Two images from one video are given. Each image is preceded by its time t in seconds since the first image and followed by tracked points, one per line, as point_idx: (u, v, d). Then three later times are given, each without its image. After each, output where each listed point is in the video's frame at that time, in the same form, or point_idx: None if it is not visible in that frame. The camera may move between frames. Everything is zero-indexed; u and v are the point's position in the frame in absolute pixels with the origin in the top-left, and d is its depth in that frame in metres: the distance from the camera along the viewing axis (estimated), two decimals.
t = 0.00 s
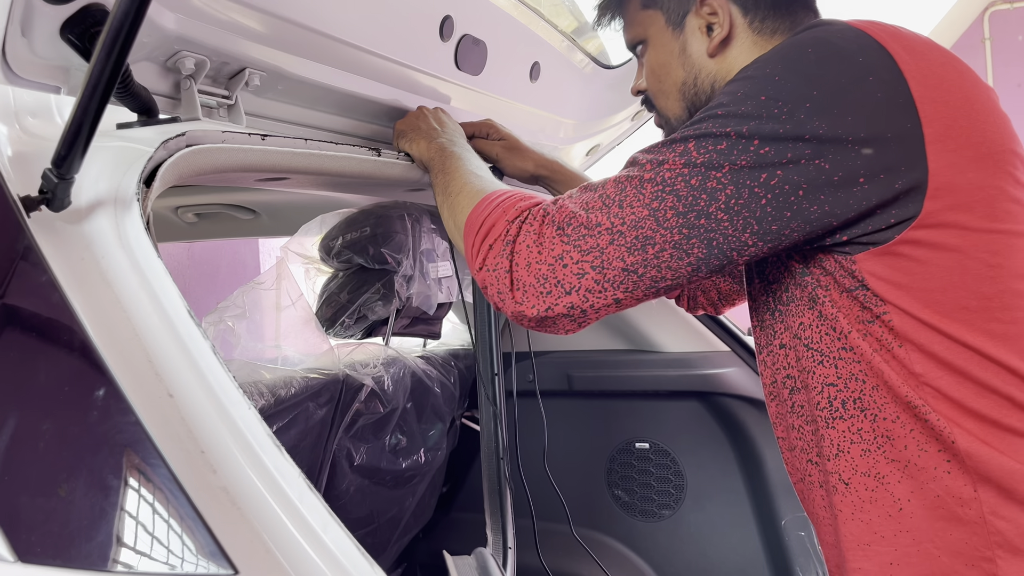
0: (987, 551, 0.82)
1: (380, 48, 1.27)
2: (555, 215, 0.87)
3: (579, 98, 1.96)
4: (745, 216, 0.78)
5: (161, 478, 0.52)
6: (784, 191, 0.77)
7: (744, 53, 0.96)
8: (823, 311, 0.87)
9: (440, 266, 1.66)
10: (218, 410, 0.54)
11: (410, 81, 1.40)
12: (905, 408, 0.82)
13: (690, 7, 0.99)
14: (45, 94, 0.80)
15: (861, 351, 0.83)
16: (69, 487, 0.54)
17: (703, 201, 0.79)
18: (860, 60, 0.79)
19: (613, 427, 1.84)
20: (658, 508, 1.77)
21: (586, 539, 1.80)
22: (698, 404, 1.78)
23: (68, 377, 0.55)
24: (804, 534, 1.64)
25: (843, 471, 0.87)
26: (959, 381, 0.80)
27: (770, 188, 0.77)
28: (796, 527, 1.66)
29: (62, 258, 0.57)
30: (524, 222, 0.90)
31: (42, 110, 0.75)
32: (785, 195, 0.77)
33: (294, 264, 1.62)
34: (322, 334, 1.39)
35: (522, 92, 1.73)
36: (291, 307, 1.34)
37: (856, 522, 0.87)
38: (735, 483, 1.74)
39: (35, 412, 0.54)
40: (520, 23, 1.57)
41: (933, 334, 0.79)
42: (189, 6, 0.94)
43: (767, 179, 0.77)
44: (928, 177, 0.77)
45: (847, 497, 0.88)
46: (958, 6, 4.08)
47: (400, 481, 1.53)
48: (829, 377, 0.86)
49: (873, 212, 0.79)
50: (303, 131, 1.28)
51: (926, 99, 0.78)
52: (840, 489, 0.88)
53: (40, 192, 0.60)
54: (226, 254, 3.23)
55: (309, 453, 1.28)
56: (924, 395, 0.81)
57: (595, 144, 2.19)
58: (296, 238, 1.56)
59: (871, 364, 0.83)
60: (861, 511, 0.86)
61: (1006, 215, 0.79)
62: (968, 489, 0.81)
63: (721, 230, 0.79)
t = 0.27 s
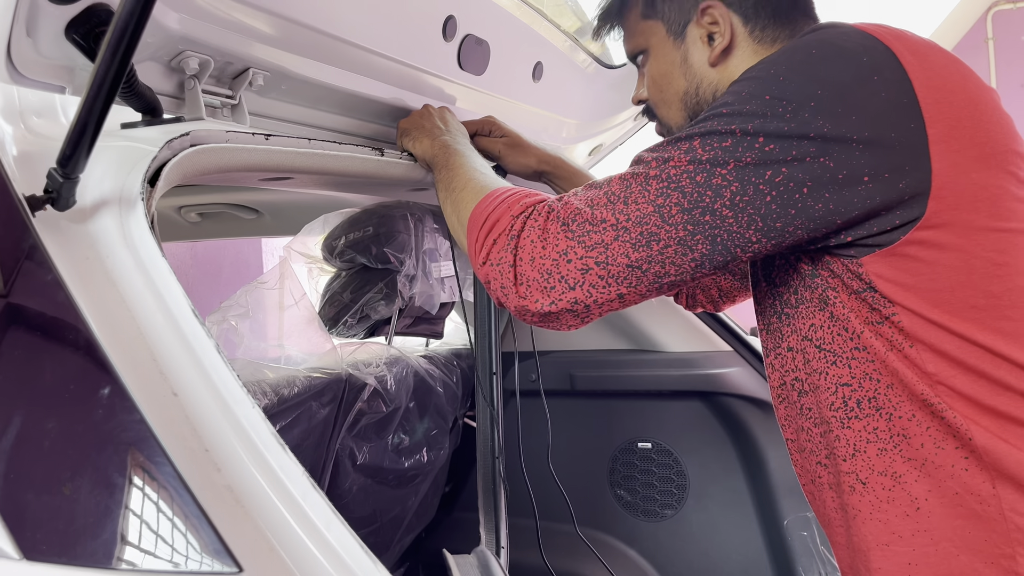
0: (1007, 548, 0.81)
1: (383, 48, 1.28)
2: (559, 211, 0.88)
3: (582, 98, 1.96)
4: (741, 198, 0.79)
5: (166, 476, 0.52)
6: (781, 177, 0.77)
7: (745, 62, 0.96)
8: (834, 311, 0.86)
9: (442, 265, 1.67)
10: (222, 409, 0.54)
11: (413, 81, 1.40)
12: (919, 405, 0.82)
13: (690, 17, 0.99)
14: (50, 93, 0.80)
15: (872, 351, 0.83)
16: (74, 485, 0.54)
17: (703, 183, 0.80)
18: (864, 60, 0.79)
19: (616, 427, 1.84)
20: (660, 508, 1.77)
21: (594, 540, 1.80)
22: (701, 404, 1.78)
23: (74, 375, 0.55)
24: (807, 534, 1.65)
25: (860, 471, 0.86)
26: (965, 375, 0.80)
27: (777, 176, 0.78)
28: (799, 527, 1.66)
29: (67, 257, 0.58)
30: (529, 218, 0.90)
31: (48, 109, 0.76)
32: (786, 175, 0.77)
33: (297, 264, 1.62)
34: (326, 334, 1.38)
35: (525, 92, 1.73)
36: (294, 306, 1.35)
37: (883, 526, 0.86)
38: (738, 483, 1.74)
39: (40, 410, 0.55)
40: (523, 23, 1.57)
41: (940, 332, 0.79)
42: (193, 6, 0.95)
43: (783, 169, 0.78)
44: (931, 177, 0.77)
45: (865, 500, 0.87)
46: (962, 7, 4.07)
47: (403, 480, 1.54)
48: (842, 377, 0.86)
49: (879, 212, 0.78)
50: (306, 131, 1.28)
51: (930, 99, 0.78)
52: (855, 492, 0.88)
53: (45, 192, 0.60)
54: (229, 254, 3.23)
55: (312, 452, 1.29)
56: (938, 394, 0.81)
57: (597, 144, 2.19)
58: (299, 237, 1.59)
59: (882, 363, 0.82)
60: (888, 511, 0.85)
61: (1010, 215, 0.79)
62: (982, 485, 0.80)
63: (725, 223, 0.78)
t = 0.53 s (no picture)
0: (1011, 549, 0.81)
1: (385, 50, 1.28)
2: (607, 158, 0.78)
3: (583, 100, 1.97)
4: (778, 159, 0.68)
5: (167, 477, 0.52)
6: (844, 159, 0.67)
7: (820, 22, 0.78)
8: (873, 292, 0.77)
9: (443, 267, 1.68)
10: (224, 410, 0.55)
11: (414, 83, 1.41)
12: (950, 393, 0.72)
13: None
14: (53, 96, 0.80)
15: (909, 335, 0.74)
16: (77, 486, 0.54)
17: (738, 144, 0.69)
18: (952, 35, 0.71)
19: (617, 428, 1.84)
20: (660, 509, 1.77)
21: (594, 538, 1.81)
22: (701, 405, 1.78)
23: (76, 376, 0.55)
24: (808, 535, 1.66)
25: (877, 456, 0.78)
26: (1008, 369, 0.69)
27: (839, 144, 0.67)
28: (800, 528, 1.66)
29: (71, 259, 0.58)
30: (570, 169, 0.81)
31: (51, 111, 0.76)
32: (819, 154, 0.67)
33: (299, 264, 1.63)
34: (327, 335, 1.40)
35: (526, 94, 1.74)
36: (295, 307, 1.35)
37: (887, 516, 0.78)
38: (739, 485, 1.74)
39: (43, 411, 0.55)
40: (523, 25, 1.57)
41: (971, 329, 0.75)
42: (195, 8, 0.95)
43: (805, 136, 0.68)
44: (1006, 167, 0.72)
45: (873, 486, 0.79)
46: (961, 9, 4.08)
47: (404, 481, 1.54)
48: (872, 360, 0.77)
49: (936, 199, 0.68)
50: (308, 133, 1.29)
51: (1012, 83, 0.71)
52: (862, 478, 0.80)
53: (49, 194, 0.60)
54: (230, 255, 3.24)
55: (313, 452, 1.29)
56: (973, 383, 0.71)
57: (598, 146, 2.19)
58: (301, 238, 1.58)
59: (918, 347, 0.73)
60: (890, 499, 0.77)
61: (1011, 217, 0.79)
62: (1008, 480, 0.70)
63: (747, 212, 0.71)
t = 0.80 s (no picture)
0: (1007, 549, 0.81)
1: (385, 53, 1.29)
2: (716, 209, 0.63)
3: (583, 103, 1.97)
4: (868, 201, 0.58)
5: (167, 481, 0.53)
6: (935, 184, 0.57)
7: None
8: (915, 301, 0.70)
9: (444, 269, 1.66)
10: (225, 414, 0.55)
11: (414, 86, 1.41)
12: (980, 413, 0.67)
13: None
14: (54, 101, 0.81)
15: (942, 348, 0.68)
16: (78, 489, 0.54)
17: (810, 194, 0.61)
18: None
19: (617, 430, 1.84)
20: (660, 511, 1.77)
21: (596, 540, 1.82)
22: (701, 407, 1.77)
23: (76, 381, 0.56)
24: (807, 537, 1.66)
25: (907, 467, 0.75)
26: None
27: (942, 171, 0.58)
28: (800, 530, 1.66)
29: (72, 263, 0.58)
30: (675, 215, 0.65)
31: (52, 116, 0.77)
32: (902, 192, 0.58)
33: (299, 266, 1.61)
34: (328, 337, 1.40)
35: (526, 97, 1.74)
36: (296, 309, 1.36)
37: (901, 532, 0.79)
38: (739, 487, 1.73)
39: (45, 415, 0.55)
40: (523, 28, 1.58)
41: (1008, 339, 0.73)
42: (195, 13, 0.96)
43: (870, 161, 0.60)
44: None
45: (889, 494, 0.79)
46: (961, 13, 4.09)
47: (404, 483, 1.54)
48: (906, 370, 0.72)
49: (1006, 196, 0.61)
50: (308, 136, 1.29)
51: None
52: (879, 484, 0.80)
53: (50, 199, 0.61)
54: (231, 256, 3.24)
55: (314, 454, 1.29)
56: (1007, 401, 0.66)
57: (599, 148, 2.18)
58: (302, 240, 1.59)
59: (952, 363, 0.68)
60: (912, 509, 0.76)
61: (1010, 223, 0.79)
62: None
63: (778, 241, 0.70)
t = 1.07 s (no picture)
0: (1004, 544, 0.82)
1: (386, 53, 1.29)
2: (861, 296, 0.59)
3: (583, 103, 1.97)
4: (981, 255, 0.55)
5: (168, 478, 0.53)
6: None
7: None
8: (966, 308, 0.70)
9: (445, 269, 1.66)
10: (226, 412, 0.55)
11: (415, 86, 1.42)
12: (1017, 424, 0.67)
13: None
14: (56, 101, 0.81)
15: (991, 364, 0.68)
16: (80, 486, 0.55)
17: (891, 242, 0.59)
18: None
19: (617, 430, 1.84)
20: (660, 511, 1.77)
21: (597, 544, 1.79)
22: (701, 407, 1.77)
23: (78, 379, 0.56)
24: (807, 537, 1.65)
25: (935, 472, 0.75)
26: None
27: None
28: (799, 530, 1.65)
29: (73, 261, 0.59)
30: (843, 325, 0.60)
31: (54, 115, 0.77)
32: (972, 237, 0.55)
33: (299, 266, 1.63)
34: (328, 337, 1.40)
35: (527, 97, 1.74)
36: (296, 309, 1.36)
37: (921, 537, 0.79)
38: (739, 487, 1.72)
39: (47, 412, 0.55)
40: (524, 28, 1.58)
41: None
42: (196, 12, 0.96)
43: (938, 193, 0.58)
44: None
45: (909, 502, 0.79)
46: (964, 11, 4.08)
47: (405, 482, 1.54)
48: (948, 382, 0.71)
49: None
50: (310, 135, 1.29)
51: None
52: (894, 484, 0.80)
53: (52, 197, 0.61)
54: (232, 256, 3.24)
55: (314, 454, 1.29)
56: None
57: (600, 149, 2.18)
58: (302, 240, 1.60)
59: (997, 379, 0.68)
60: (936, 514, 0.76)
61: None
62: None
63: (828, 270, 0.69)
